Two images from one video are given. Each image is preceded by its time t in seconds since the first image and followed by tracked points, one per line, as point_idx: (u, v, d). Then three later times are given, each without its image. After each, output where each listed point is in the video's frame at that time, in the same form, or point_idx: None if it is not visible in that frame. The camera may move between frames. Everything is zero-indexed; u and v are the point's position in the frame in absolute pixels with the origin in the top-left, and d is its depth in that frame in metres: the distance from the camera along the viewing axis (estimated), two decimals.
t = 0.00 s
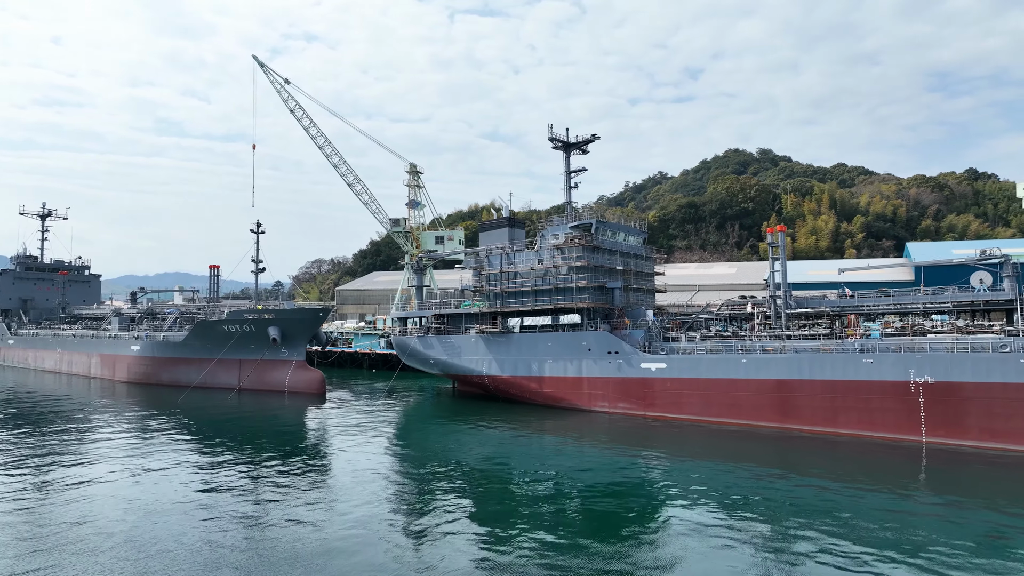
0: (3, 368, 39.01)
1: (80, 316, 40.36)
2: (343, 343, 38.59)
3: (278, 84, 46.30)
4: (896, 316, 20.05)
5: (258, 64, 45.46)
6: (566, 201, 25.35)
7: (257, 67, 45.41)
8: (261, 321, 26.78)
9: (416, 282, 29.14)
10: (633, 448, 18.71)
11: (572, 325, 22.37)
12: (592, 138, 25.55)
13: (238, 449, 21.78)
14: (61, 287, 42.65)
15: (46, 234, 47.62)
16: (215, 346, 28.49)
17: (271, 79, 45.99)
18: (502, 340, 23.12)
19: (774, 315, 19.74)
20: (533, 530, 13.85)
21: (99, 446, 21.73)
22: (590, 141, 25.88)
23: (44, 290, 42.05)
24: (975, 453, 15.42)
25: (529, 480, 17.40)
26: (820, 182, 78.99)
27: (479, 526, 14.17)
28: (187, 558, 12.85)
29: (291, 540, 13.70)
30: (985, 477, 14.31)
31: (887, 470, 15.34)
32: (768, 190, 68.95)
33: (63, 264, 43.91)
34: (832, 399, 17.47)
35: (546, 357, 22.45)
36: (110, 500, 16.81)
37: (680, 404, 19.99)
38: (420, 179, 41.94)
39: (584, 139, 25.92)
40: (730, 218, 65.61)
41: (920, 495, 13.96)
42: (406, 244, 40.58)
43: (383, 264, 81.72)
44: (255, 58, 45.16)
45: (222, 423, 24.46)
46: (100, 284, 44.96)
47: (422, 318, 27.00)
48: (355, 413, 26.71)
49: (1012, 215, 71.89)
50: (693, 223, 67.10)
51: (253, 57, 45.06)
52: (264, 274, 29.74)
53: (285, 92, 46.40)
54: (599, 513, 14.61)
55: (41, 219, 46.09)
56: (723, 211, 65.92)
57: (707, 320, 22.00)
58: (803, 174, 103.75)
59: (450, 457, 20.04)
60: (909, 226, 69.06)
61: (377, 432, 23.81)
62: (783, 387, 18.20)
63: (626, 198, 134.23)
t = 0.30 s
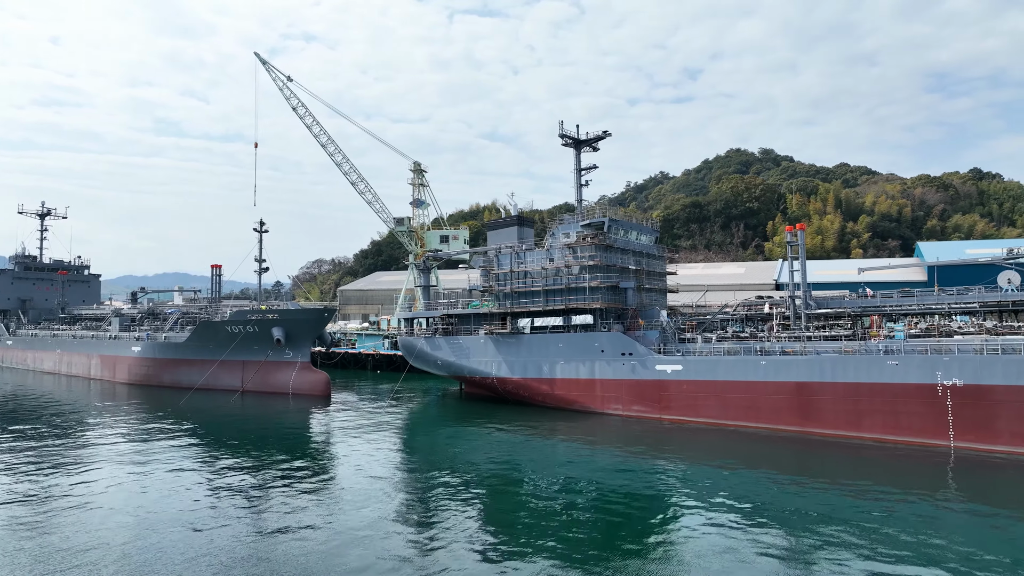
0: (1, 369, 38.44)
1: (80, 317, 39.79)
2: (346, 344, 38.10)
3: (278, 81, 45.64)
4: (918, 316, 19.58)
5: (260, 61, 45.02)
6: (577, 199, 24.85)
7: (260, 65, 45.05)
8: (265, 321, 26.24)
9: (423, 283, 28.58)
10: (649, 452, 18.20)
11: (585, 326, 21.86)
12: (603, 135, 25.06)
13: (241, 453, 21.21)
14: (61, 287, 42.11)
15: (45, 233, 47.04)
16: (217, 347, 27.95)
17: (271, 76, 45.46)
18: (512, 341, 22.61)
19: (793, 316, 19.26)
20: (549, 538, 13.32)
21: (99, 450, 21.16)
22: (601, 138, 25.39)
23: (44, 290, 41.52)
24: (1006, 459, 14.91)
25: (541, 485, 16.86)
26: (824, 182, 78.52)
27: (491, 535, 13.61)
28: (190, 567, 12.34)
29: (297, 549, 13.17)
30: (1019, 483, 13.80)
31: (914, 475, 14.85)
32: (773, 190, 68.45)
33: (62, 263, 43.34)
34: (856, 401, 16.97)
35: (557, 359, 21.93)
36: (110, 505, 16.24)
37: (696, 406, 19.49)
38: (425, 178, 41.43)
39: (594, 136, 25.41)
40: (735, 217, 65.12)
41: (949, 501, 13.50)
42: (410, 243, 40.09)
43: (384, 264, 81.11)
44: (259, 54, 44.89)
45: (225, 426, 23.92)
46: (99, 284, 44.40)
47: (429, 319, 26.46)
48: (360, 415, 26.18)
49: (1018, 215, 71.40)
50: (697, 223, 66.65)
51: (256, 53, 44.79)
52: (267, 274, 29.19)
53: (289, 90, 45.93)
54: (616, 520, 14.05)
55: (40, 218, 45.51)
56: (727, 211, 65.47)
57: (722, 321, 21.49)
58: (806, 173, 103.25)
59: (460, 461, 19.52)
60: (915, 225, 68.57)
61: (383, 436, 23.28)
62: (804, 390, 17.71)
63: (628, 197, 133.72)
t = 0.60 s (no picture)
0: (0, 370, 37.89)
1: (79, 317, 39.21)
2: (350, 344, 37.62)
3: (280, 78, 43.91)
4: (942, 316, 19.08)
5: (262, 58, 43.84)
6: (588, 197, 24.34)
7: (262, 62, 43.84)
8: (269, 321, 25.70)
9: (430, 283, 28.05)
10: (665, 456, 17.72)
11: (597, 327, 21.35)
12: (615, 131, 24.50)
13: (243, 457, 20.67)
14: (60, 286, 41.55)
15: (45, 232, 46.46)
16: (220, 348, 27.42)
17: (275, 74, 43.91)
18: (522, 342, 22.11)
19: (813, 317, 18.77)
20: (565, 547, 12.87)
21: (99, 453, 20.67)
22: (612, 134, 24.86)
23: (43, 290, 40.97)
24: None
25: (552, 491, 16.39)
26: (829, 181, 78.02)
27: (499, 544, 13.13)
28: None
29: (304, 558, 12.71)
30: None
31: (943, 481, 14.37)
32: (778, 189, 67.90)
33: (62, 263, 42.77)
34: (880, 404, 16.48)
35: (569, 360, 21.44)
36: (108, 511, 15.72)
37: (713, 409, 19.01)
38: (430, 176, 40.85)
39: (606, 133, 24.85)
40: (740, 217, 64.75)
41: (982, 508, 13.02)
42: (415, 242, 39.37)
43: (386, 264, 80.56)
44: (260, 50, 43.66)
45: (228, 429, 23.41)
46: (99, 284, 43.83)
47: (436, 320, 25.97)
48: (366, 418, 25.68)
49: None
50: (702, 222, 66.18)
51: (258, 49, 43.56)
52: (271, 273, 28.63)
53: (290, 88, 43.96)
54: (632, 529, 13.55)
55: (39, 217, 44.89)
56: (732, 210, 65.02)
57: (739, 321, 21.00)
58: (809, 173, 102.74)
59: (470, 465, 19.05)
60: (920, 225, 68.12)
61: (390, 439, 22.79)
62: (825, 392, 17.22)
63: (629, 197, 133.21)
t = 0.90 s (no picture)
0: None
1: (79, 317, 38.66)
2: (354, 345, 37.14)
3: (284, 76, 45.43)
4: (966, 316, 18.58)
5: (266, 56, 44.88)
6: (599, 195, 23.84)
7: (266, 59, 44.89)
8: (273, 322, 25.20)
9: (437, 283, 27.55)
10: (682, 460, 17.23)
11: (611, 327, 20.84)
12: (626, 127, 24.03)
13: (247, 459, 20.18)
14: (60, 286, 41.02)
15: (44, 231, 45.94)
16: (223, 349, 26.92)
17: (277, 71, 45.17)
18: (534, 343, 21.62)
19: (834, 317, 18.29)
20: (583, 554, 12.38)
21: (100, 457, 20.18)
22: (624, 131, 24.36)
23: (42, 290, 40.45)
24: None
25: (566, 495, 15.91)
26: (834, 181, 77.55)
27: (517, 552, 12.63)
28: None
29: (312, 566, 12.23)
30: None
31: (975, 487, 13.87)
32: (784, 188, 67.40)
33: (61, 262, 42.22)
34: (906, 407, 15.98)
35: (582, 361, 20.94)
36: (109, 517, 15.15)
37: (731, 412, 18.51)
38: (434, 175, 40.31)
39: (617, 129, 24.39)
40: (745, 216, 64.37)
41: (1018, 515, 12.55)
42: (419, 241, 38.87)
43: (388, 264, 80.03)
44: (262, 48, 44.70)
45: (232, 431, 22.90)
46: (99, 283, 43.29)
47: (444, 320, 25.47)
48: (372, 420, 25.16)
49: None
50: (707, 221, 65.72)
51: (261, 47, 44.67)
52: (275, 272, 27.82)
53: (294, 85, 45.57)
54: (652, 536, 13.07)
55: (38, 216, 44.37)
56: (737, 209, 64.62)
57: (756, 322, 20.50)
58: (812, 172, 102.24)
59: (480, 468, 18.56)
60: (926, 225, 67.68)
61: (396, 442, 22.28)
62: (849, 395, 16.71)
63: (631, 197, 132.74)
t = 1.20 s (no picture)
0: None
1: (79, 317, 38.16)
2: (358, 346, 36.68)
3: (288, 74, 45.97)
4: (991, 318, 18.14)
5: (268, 52, 46.02)
6: (611, 193, 23.40)
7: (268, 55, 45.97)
8: (278, 323, 24.72)
9: (445, 282, 27.07)
10: (700, 464, 16.75)
11: (625, 328, 20.36)
12: (639, 124, 23.59)
13: (251, 463, 19.73)
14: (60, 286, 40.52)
15: (44, 231, 45.45)
16: (227, 350, 26.42)
17: (281, 70, 45.84)
18: (546, 344, 21.15)
19: (857, 319, 17.83)
20: (603, 562, 11.87)
21: (101, 461, 19.69)
22: (636, 128, 23.91)
23: (42, 290, 39.95)
24: None
25: (581, 499, 15.44)
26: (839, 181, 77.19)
27: (530, 559, 12.16)
28: None
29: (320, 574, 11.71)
30: None
31: (1010, 494, 13.36)
32: (789, 188, 66.96)
33: (61, 262, 41.73)
34: (934, 412, 15.48)
35: (595, 364, 20.46)
36: (111, 524, 14.67)
37: (750, 416, 18.01)
38: (439, 173, 39.86)
39: (629, 127, 23.94)
40: (750, 216, 63.91)
41: None
42: (424, 241, 38.40)
43: (390, 264, 79.58)
44: (266, 46, 45.86)
45: (236, 435, 22.38)
46: (99, 284, 42.81)
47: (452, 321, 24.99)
48: (378, 423, 24.64)
49: None
50: (712, 221, 65.34)
51: (263, 45, 45.78)
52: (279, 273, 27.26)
53: (296, 82, 46.02)
54: (674, 543, 12.56)
55: (38, 215, 43.87)
56: (742, 209, 64.32)
57: (774, 324, 20.04)
58: (816, 173, 101.87)
59: (490, 472, 18.05)
60: (932, 225, 67.29)
61: (404, 445, 21.76)
62: (874, 399, 16.22)
63: (633, 197, 132.35)
